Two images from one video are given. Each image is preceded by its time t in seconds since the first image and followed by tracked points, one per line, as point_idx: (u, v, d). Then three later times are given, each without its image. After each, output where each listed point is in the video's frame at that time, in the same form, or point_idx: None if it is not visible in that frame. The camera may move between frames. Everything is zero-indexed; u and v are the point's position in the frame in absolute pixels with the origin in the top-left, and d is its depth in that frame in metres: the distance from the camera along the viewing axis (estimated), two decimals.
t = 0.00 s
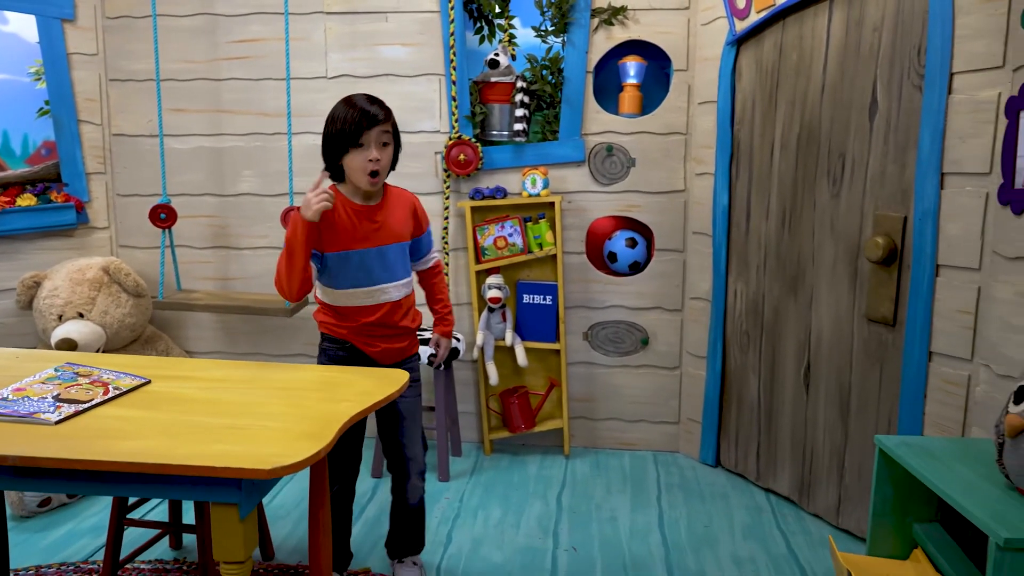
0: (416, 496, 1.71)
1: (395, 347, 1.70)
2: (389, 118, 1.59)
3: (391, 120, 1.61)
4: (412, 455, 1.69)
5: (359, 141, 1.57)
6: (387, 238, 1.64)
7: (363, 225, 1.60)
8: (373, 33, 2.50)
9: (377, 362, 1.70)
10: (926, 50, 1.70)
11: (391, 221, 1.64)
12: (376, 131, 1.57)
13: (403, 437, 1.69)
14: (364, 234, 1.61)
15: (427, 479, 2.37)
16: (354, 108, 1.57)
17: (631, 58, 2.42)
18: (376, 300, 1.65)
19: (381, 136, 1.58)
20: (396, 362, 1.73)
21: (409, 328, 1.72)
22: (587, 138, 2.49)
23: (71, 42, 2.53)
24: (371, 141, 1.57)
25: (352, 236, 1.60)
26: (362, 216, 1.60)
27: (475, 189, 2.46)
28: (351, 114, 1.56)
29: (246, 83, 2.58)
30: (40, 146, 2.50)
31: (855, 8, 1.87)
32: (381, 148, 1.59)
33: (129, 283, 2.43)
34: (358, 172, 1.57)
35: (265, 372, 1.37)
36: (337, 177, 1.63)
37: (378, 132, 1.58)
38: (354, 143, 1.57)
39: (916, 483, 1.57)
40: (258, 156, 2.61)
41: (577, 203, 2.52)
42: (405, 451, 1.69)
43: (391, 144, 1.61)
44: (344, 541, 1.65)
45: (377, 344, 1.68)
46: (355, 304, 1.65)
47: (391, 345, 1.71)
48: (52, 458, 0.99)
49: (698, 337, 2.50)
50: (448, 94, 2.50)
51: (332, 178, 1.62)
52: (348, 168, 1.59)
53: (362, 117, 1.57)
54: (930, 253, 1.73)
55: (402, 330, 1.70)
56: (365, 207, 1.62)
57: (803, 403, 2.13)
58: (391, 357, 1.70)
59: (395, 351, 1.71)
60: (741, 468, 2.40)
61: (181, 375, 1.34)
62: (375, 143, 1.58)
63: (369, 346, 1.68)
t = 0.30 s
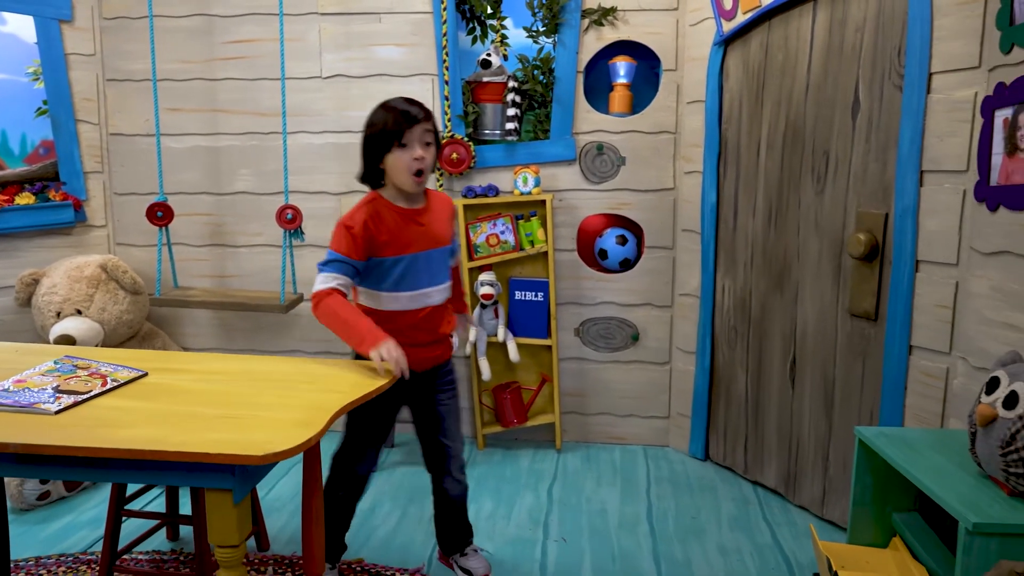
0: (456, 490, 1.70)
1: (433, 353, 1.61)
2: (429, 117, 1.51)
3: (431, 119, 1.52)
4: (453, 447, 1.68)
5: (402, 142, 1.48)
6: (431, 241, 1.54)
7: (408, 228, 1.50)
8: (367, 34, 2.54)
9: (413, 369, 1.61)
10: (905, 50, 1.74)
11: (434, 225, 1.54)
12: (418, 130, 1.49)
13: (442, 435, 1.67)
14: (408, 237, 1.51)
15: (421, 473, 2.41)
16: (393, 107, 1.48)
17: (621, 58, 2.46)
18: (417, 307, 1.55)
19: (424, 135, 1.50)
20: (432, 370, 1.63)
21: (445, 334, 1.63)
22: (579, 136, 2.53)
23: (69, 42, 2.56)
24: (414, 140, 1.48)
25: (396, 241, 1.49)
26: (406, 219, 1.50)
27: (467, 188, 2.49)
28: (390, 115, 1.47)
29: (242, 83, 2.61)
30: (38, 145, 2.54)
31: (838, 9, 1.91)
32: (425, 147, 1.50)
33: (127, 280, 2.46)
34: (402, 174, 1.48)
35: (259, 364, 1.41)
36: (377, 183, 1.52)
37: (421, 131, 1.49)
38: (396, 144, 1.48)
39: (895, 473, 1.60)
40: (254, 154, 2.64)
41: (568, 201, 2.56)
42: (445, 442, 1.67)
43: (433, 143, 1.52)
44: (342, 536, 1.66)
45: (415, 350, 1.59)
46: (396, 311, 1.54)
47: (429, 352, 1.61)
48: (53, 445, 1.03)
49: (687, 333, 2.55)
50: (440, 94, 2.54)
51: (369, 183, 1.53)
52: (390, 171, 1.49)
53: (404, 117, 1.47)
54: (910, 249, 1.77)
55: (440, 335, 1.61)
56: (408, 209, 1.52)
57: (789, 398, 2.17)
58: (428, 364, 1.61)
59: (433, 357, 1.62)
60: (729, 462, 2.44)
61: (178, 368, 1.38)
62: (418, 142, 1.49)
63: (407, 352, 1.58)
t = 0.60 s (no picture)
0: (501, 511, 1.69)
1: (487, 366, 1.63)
2: (509, 135, 1.51)
3: (511, 139, 1.52)
4: (479, 482, 1.51)
5: (477, 157, 1.49)
6: (487, 258, 1.54)
7: (462, 243, 1.53)
8: (364, 35, 2.58)
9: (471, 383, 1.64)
10: (889, 51, 1.78)
11: (492, 243, 1.54)
12: (496, 148, 1.49)
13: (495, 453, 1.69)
14: (463, 251, 1.53)
15: (417, 466, 2.45)
16: (474, 123, 1.50)
17: (614, 58, 2.50)
18: (462, 320, 1.57)
19: (501, 152, 1.50)
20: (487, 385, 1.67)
21: (502, 347, 1.67)
22: (572, 135, 2.57)
23: (70, 42, 2.60)
24: (490, 157, 1.48)
25: (445, 251, 1.53)
26: (461, 233, 1.53)
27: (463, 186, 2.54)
28: (470, 130, 1.49)
29: (241, 82, 2.65)
30: (40, 143, 2.57)
31: (825, 10, 1.95)
32: (500, 165, 1.50)
33: (127, 277, 2.49)
34: (473, 189, 1.48)
35: (258, 356, 1.46)
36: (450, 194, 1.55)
37: (498, 149, 1.49)
38: (472, 160, 1.49)
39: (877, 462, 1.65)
40: (252, 153, 2.68)
41: (562, 199, 2.61)
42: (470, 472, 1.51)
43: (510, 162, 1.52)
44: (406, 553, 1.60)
45: (466, 364, 1.61)
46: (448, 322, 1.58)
47: (485, 365, 1.64)
48: (59, 432, 1.07)
49: (678, 328, 2.59)
50: (436, 94, 2.58)
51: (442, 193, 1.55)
52: (462, 184, 1.50)
53: (482, 133, 1.49)
54: (893, 246, 1.81)
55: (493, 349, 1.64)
56: (469, 224, 1.53)
57: (778, 391, 2.21)
58: (484, 381, 1.65)
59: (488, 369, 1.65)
60: (720, 455, 2.49)
61: (179, 360, 1.43)
62: (494, 159, 1.49)
63: (464, 366, 1.61)
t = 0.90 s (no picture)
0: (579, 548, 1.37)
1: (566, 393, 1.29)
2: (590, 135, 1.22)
3: (591, 137, 1.22)
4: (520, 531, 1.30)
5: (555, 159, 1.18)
6: (569, 269, 1.23)
7: (542, 252, 1.20)
8: (362, 36, 2.62)
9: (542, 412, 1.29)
10: (874, 52, 1.83)
11: (574, 248, 1.23)
12: (577, 150, 1.19)
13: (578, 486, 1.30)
14: (542, 263, 1.20)
15: (414, 459, 2.50)
16: (550, 118, 1.19)
17: (607, 59, 2.55)
18: (554, 343, 1.24)
19: (582, 155, 1.19)
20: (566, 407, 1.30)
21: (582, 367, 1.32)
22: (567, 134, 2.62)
23: (72, 43, 2.65)
24: (571, 160, 1.18)
25: (533, 265, 1.19)
26: (541, 242, 1.20)
27: (459, 184, 2.60)
28: (548, 127, 1.18)
29: (241, 82, 2.70)
30: (41, 142, 2.62)
31: (812, 12, 2.00)
32: (581, 169, 1.20)
33: (129, 273, 2.53)
34: (549, 199, 1.18)
35: (260, 348, 1.51)
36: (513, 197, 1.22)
37: (579, 151, 1.19)
38: (548, 161, 1.18)
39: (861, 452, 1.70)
40: (252, 152, 2.73)
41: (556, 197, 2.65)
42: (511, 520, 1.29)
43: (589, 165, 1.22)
44: None
45: (541, 393, 1.27)
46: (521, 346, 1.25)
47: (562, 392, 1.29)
48: (70, 419, 1.11)
49: (670, 324, 2.64)
50: (433, 94, 2.62)
51: (501, 198, 1.21)
52: (534, 191, 1.19)
53: (562, 131, 1.18)
54: (878, 242, 1.86)
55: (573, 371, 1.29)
56: (546, 230, 1.21)
57: (767, 384, 2.26)
58: (560, 406, 1.29)
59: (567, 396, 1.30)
60: (711, 447, 2.54)
61: (184, 352, 1.47)
62: (575, 162, 1.19)
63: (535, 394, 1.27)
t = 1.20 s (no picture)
0: None
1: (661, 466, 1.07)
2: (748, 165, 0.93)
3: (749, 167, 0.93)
4: None
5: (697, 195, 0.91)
6: (699, 329, 0.98)
7: (673, 308, 0.95)
8: (356, 37, 2.68)
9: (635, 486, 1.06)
10: (851, 55, 1.90)
11: (706, 304, 0.99)
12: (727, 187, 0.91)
13: None
14: (671, 320, 0.95)
15: (408, 450, 2.56)
16: (699, 141, 0.91)
17: (596, 60, 2.61)
18: (662, 409, 1.02)
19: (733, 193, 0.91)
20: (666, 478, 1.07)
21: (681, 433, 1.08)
22: (557, 133, 2.69)
23: (70, 43, 2.69)
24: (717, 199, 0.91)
25: (664, 322, 0.95)
26: (674, 295, 0.95)
27: (451, 182, 2.65)
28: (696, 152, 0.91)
29: (237, 82, 2.75)
30: (39, 141, 2.66)
31: (793, 16, 2.07)
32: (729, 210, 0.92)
33: (127, 269, 2.59)
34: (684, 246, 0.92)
35: (261, 340, 1.57)
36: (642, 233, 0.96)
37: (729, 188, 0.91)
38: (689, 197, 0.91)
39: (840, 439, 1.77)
40: (248, 150, 2.78)
41: (546, 194, 2.72)
42: None
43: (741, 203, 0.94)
44: None
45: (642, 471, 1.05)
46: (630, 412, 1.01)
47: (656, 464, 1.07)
48: (83, 404, 1.17)
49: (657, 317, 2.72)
50: (426, 94, 2.68)
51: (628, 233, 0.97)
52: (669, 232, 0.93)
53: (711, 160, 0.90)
54: (854, 237, 1.94)
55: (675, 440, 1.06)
56: (679, 281, 0.96)
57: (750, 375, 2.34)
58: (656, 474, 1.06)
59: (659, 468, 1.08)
60: (698, 438, 2.61)
61: (187, 344, 1.53)
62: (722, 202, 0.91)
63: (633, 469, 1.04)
